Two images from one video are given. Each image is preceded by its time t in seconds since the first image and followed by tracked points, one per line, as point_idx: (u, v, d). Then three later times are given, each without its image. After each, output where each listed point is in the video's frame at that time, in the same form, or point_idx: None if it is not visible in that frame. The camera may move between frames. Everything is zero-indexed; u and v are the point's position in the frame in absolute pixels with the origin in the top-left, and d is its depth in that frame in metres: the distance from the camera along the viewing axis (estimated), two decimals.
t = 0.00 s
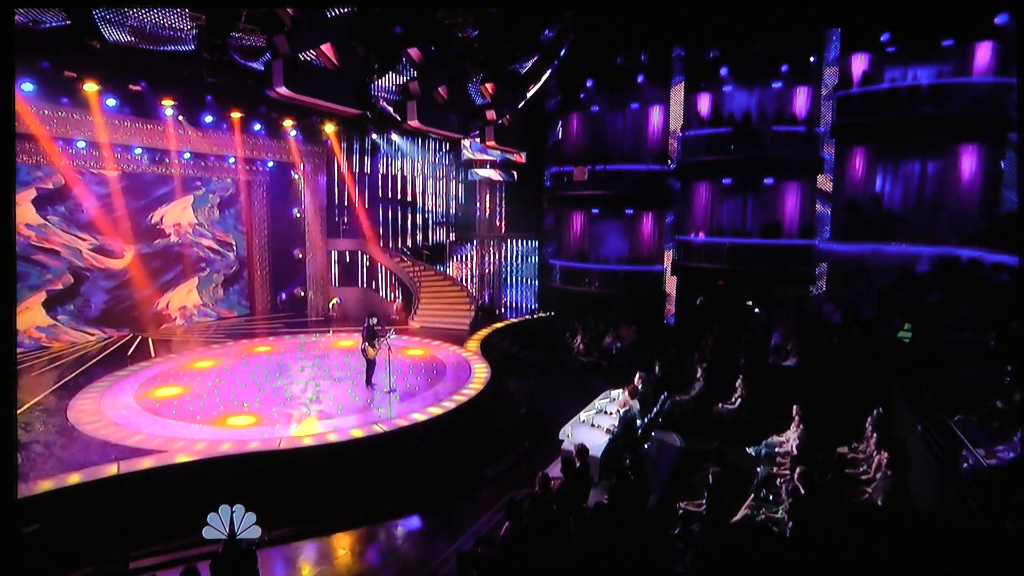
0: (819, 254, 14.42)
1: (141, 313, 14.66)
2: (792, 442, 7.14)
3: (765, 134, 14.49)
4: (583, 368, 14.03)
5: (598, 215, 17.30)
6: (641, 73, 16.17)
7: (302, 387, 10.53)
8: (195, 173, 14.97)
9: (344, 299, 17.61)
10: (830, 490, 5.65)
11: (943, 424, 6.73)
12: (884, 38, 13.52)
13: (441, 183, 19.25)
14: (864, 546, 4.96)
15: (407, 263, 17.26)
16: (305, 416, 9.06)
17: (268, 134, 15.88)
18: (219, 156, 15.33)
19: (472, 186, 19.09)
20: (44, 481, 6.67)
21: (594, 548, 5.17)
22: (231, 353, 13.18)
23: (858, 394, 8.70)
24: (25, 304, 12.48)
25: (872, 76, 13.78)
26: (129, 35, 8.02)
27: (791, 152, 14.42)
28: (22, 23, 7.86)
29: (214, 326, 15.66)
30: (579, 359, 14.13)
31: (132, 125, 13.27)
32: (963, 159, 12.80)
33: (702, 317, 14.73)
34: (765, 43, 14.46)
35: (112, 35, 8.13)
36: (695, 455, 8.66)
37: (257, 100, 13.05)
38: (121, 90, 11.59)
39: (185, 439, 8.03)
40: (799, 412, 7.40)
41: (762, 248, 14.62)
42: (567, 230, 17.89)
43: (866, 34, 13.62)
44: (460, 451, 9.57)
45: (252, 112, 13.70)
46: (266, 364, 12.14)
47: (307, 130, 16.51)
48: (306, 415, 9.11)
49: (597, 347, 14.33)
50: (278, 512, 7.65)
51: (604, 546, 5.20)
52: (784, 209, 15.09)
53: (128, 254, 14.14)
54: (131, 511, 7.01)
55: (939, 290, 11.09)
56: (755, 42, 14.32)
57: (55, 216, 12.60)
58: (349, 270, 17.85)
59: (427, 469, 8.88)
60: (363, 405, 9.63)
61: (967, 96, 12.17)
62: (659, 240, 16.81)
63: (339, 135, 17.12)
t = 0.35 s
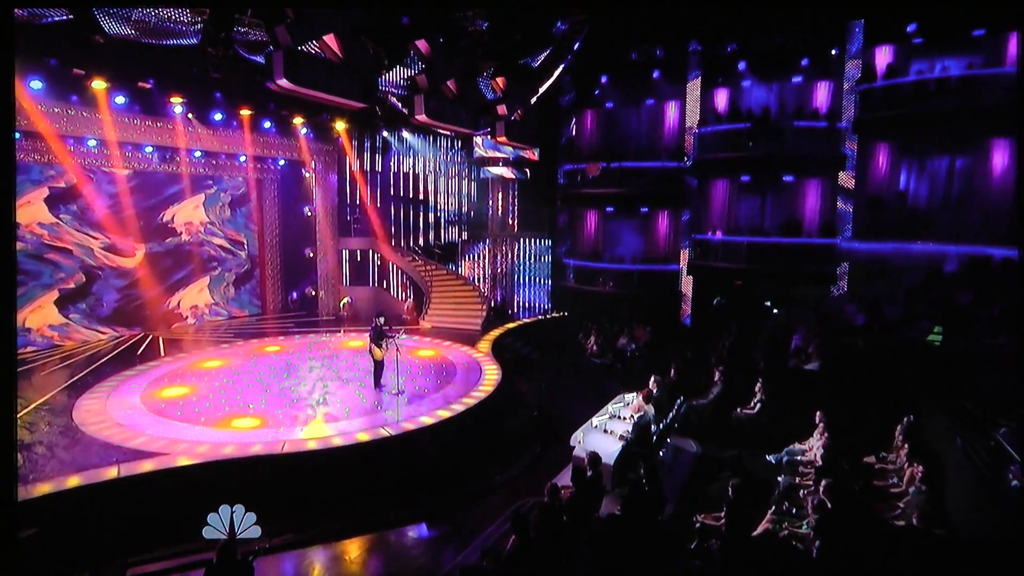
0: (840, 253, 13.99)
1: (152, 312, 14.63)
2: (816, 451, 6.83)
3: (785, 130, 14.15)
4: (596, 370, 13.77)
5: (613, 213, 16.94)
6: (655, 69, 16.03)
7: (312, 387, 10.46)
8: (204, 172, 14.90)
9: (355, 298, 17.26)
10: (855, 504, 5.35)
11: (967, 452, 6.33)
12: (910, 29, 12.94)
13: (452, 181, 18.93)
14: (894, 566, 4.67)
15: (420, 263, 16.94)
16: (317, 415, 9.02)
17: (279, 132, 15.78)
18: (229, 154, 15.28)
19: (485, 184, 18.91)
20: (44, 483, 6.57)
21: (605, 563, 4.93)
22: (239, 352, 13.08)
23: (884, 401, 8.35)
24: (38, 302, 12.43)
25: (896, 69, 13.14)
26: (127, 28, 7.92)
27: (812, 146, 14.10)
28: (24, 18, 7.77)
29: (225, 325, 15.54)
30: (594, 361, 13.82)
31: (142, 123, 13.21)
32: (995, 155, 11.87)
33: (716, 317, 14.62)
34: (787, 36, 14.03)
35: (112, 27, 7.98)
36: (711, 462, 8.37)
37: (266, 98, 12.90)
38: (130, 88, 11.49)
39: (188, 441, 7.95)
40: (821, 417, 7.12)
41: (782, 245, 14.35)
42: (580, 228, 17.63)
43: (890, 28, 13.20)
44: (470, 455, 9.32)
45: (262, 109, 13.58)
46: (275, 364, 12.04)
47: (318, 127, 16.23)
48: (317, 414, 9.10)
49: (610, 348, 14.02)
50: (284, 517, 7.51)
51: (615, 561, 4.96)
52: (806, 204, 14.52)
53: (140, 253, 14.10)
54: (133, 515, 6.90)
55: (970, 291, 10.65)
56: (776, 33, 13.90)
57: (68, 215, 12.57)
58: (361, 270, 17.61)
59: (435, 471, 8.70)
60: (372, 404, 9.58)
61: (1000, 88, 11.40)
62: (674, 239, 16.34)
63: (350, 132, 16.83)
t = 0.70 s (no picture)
0: (864, 251, 13.36)
1: (161, 311, 14.54)
2: (843, 461, 6.40)
3: (805, 123, 13.89)
4: (610, 371, 13.52)
5: (628, 211, 16.40)
6: (671, 63, 15.52)
7: (318, 388, 10.71)
8: (213, 171, 14.77)
9: (366, 297, 17.25)
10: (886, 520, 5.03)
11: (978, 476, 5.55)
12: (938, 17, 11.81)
13: (464, 178, 18.70)
14: None
15: (430, 261, 16.76)
16: (329, 412, 9.57)
17: (288, 129, 15.62)
18: (239, 151, 15.12)
19: (496, 181, 18.77)
20: (39, 485, 6.38)
21: None
22: (246, 352, 13.08)
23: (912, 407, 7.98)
24: (48, 300, 12.33)
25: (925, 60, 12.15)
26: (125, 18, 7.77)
27: (833, 142, 13.70)
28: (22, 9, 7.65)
29: (234, 324, 15.47)
30: (604, 363, 13.79)
31: (149, 120, 13.11)
32: None
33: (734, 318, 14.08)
34: (805, 29, 13.74)
35: (110, 17, 7.80)
36: (727, 470, 8.10)
37: (274, 94, 12.77)
38: (136, 83, 11.36)
39: (188, 444, 7.91)
40: (847, 425, 6.68)
41: (799, 245, 14.08)
42: (593, 227, 17.17)
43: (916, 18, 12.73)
44: (472, 459, 9.25)
45: (269, 104, 13.43)
46: (282, 364, 12.20)
47: (328, 124, 16.12)
48: (331, 411, 9.61)
49: (623, 349, 13.99)
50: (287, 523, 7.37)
51: None
52: (826, 202, 13.91)
53: (149, 251, 14.01)
54: (131, 519, 6.74)
55: (1001, 291, 10.23)
56: (795, 27, 13.56)
57: (78, 213, 12.46)
58: (372, 269, 17.43)
59: (439, 473, 8.64)
60: (379, 406, 9.77)
61: None
62: (690, 237, 15.90)
63: (360, 129, 16.55)
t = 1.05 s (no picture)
0: (887, 249, 12.90)
1: (169, 310, 14.38)
2: (872, 470, 6.26)
3: (826, 117, 13.45)
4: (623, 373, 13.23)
5: (642, 208, 16.02)
6: (688, 56, 14.99)
7: (322, 391, 10.80)
8: (221, 168, 14.60)
9: (375, 296, 17.14)
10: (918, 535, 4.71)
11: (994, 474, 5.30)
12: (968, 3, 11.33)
13: (475, 176, 18.25)
14: None
15: (439, 258, 16.47)
16: (339, 414, 9.58)
17: (295, 125, 15.39)
18: (247, 149, 14.96)
19: (507, 178, 18.20)
20: (31, 489, 6.32)
21: None
22: (253, 351, 13.29)
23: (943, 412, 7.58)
24: (56, 298, 12.20)
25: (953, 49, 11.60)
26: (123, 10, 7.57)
27: (854, 135, 13.24)
28: None
29: (244, 323, 15.34)
30: (623, 364, 13.15)
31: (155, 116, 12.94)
32: None
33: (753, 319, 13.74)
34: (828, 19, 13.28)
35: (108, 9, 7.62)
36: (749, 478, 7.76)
37: (280, 89, 12.62)
38: (141, 78, 11.21)
39: (188, 445, 7.76)
40: (877, 431, 6.41)
41: (823, 242, 13.69)
42: (607, 226, 16.80)
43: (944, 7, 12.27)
44: (480, 461, 9.06)
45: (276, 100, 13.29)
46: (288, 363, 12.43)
47: (335, 120, 15.80)
48: (338, 412, 9.67)
49: (637, 350, 13.41)
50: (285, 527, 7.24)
51: None
52: (847, 199, 13.53)
53: (158, 249, 13.90)
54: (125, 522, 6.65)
55: None
56: (816, 18, 13.15)
57: (85, 211, 12.31)
58: (381, 267, 17.25)
59: (445, 478, 8.41)
60: (383, 408, 9.78)
61: None
62: (707, 235, 15.29)
63: (368, 126, 16.31)
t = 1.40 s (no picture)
0: (909, 246, 12.47)
1: (174, 308, 14.17)
2: (906, 480, 6.12)
3: (847, 110, 12.94)
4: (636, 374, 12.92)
5: (655, 205, 15.53)
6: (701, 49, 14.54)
7: (323, 393, 10.84)
8: (226, 164, 14.34)
9: (382, 294, 17.03)
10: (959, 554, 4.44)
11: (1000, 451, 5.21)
12: None
13: (484, 173, 17.91)
14: None
15: (446, 256, 16.18)
16: (349, 416, 9.61)
17: (301, 120, 15.12)
18: (252, 145, 14.72)
19: (517, 175, 17.69)
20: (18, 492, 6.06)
21: None
22: (257, 350, 13.28)
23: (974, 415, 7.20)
24: (59, 296, 11.99)
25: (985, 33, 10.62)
26: None
27: (873, 128, 12.78)
28: None
29: (249, 322, 15.14)
30: (632, 365, 13.12)
31: (153, 111, 12.69)
32: None
33: (768, 320, 13.62)
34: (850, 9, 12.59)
35: None
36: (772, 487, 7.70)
37: (284, 82, 12.38)
38: (143, 72, 11.03)
39: (183, 448, 7.50)
40: (911, 438, 6.12)
41: (843, 239, 13.31)
42: (619, 223, 16.22)
43: None
44: (487, 463, 8.77)
45: (280, 93, 13.09)
46: (292, 363, 12.55)
47: (342, 115, 15.58)
48: (345, 414, 9.68)
49: (652, 350, 13.29)
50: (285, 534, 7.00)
51: None
52: (869, 194, 13.16)
53: (162, 246, 13.71)
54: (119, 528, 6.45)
55: None
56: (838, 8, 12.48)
57: (88, 208, 12.12)
58: (389, 265, 17.14)
59: (451, 483, 8.13)
60: (385, 410, 9.78)
61: None
62: (722, 232, 14.90)
63: (376, 121, 16.14)
